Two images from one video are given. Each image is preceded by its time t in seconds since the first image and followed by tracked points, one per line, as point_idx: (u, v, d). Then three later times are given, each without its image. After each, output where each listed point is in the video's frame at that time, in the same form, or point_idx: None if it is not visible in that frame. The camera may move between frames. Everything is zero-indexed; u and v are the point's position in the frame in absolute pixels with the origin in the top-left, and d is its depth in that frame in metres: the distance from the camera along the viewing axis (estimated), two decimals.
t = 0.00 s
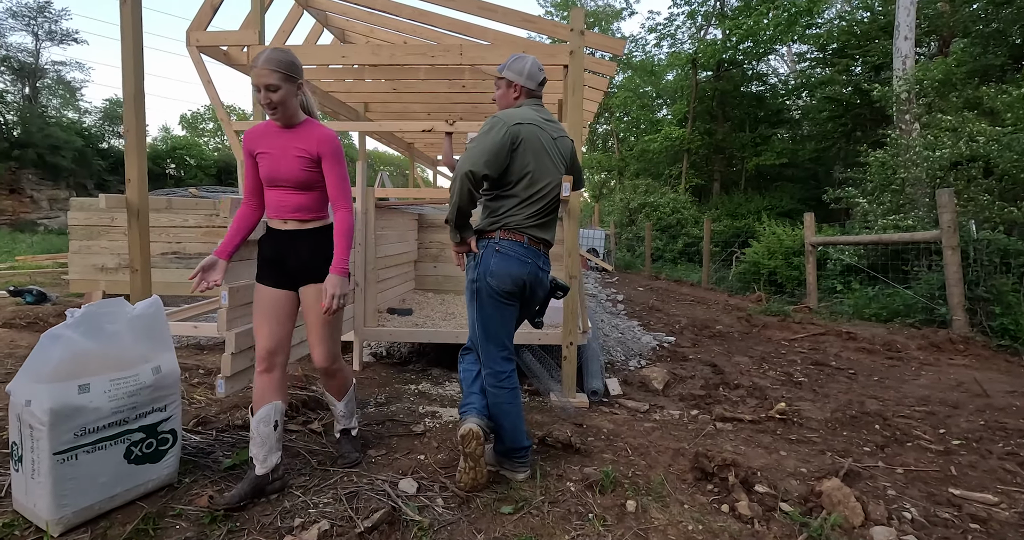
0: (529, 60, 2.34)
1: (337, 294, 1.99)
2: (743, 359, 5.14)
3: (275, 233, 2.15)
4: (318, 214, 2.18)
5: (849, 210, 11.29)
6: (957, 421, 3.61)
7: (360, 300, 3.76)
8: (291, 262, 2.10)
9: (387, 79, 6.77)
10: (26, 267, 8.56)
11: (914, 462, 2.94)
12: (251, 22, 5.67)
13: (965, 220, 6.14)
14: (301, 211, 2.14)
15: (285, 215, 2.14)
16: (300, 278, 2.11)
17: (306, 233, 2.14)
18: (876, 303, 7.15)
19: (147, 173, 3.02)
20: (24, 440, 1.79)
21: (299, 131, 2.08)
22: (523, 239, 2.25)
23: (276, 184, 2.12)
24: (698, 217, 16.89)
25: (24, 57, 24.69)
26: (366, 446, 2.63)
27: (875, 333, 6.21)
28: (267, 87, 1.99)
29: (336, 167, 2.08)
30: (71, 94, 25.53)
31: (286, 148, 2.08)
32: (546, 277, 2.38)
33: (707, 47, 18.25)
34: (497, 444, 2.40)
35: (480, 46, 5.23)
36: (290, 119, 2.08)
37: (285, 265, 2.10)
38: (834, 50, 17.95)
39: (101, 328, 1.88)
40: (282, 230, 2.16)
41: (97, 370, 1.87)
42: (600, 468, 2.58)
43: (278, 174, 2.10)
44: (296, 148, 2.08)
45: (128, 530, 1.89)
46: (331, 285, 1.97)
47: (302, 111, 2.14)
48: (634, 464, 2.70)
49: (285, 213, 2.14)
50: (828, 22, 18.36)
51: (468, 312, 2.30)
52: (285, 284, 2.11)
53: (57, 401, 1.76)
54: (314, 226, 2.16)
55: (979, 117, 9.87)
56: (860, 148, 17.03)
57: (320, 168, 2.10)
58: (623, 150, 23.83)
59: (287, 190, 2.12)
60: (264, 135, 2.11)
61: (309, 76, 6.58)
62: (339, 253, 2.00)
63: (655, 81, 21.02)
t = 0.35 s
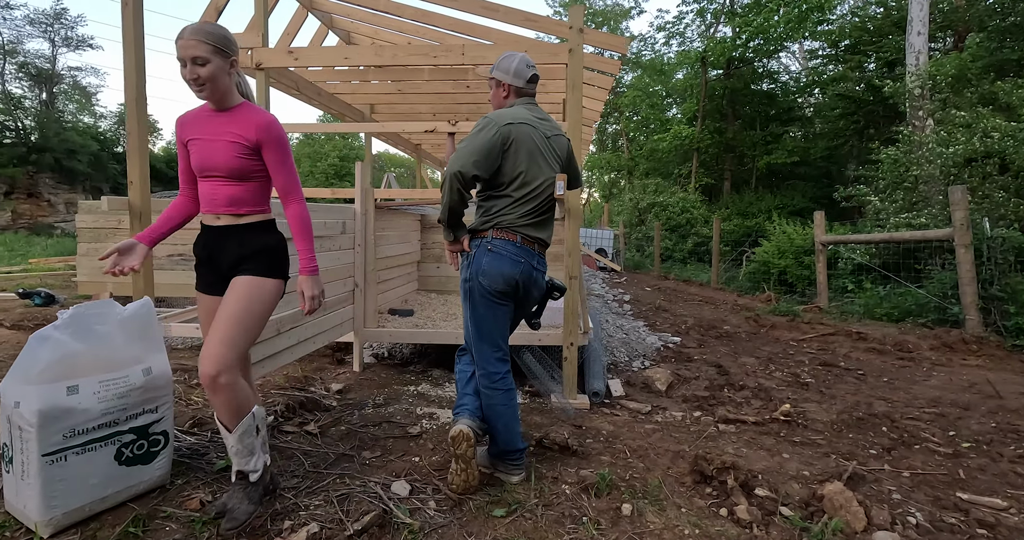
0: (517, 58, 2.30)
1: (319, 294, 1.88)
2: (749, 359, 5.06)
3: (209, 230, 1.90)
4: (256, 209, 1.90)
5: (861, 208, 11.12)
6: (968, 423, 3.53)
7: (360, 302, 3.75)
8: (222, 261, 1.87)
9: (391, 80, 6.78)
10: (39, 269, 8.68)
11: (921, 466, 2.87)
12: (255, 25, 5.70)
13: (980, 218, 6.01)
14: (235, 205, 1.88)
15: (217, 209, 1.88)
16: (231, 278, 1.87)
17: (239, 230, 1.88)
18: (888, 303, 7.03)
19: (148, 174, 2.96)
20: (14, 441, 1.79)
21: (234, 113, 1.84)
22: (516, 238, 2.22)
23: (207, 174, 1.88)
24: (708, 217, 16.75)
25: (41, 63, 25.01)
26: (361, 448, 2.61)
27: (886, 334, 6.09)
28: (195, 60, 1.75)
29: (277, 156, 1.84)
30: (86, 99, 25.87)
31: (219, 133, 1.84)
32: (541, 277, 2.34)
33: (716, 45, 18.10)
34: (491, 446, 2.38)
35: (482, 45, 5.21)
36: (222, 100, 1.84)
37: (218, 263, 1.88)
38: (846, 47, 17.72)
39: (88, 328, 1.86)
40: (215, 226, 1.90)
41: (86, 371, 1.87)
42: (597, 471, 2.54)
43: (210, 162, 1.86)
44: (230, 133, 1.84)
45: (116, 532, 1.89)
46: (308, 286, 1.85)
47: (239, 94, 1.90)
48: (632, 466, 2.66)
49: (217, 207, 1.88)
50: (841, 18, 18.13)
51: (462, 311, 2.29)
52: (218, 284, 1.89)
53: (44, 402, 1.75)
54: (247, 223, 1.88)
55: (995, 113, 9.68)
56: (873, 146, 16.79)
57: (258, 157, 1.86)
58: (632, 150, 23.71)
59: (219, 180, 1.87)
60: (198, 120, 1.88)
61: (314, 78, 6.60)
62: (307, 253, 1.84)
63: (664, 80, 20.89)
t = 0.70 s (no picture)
0: (497, 55, 2.28)
1: (239, 336, 1.48)
2: (757, 359, 4.97)
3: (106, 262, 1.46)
4: (164, 234, 1.44)
5: (879, 204, 10.88)
6: (981, 425, 3.41)
7: (358, 303, 3.75)
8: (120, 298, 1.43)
9: (397, 81, 6.80)
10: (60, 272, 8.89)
11: (927, 468, 2.78)
12: (261, 30, 5.77)
13: (999, 212, 5.83)
14: (136, 227, 1.42)
15: (114, 230, 1.43)
16: (129, 319, 1.43)
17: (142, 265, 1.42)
18: (904, 301, 6.87)
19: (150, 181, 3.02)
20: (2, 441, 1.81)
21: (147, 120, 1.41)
22: (502, 237, 2.19)
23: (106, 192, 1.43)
24: (723, 215, 16.54)
25: (67, 73, 25.69)
26: (352, 448, 2.61)
27: (901, 333, 5.94)
28: (101, 53, 1.34)
29: (193, 173, 1.40)
30: (109, 106, 26.48)
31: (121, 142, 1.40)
32: (528, 276, 2.31)
33: (730, 41, 17.87)
34: (479, 445, 2.36)
35: (484, 45, 5.19)
36: (134, 104, 1.41)
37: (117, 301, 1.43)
38: (865, 40, 17.36)
39: (73, 331, 1.90)
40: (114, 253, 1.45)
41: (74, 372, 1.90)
42: (589, 471, 2.51)
43: (109, 176, 1.42)
44: (137, 142, 1.39)
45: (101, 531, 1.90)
46: (224, 328, 1.44)
47: (159, 99, 1.48)
48: (625, 467, 2.63)
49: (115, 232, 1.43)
50: (859, 11, 17.78)
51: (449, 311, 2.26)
52: (117, 325, 1.46)
53: (30, 401, 1.78)
54: (148, 250, 1.43)
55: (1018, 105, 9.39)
56: (892, 141, 16.42)
57: (171, 172, 1.42)
58: (646, 148, 23.53)
59: (119, 197, 1.42)
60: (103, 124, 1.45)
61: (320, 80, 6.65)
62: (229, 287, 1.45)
63: (678, 78, 20.69)
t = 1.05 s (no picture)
0: (490, 51, 2.30)
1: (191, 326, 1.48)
2: (784, 362, 4.78)
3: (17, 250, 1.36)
4: (92, 219, 1.41)
5: (925, 200, 10.35)
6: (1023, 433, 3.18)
7: (372, 301, 3.79)
8: (45, 296, 1.34)
9: (421, 83, 6.86)
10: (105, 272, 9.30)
11: (958, 477, 2.61)
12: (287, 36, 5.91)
13: None
14: (63, 214, 1.37)
15: (33, 219, 1.35)
16: (58, 319, 1.36)
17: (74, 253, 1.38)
18: (949, 302, 6.51)
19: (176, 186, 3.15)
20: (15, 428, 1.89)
21: (64, 94, 1.35)
22: (496, 233, 2.17)
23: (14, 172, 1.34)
24: (760, 214, 16.03)
25: (121, 84, 26.95)
26: (356, 444, 2.63)
27: (944, 335, 5.62)
28: (10, 14, 1.26)
29: (127, 151, 1.39)
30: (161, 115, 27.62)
31: (33, 116, 1.32)
32: (525, 273, 2.29)
33: (768, 35, 17.35)
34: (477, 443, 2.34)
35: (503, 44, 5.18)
36: (46, 75, 1.34)
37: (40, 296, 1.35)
38: (913, 30, 16.60)
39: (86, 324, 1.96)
40: (32, 244, 1.36)
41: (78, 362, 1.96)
42: (592, 472, 2.46)
43: (19, 153, 1.32)
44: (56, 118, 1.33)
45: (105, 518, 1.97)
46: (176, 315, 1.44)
47: (68, 70, 1.42)
48: (631, 468, 2.56)
49: (28, 214, 1.35)
50: None
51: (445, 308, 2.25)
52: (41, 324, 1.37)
53: (42, 391, 1.85)
54: (81, 239, 1.39)
55: None
56: (943, 135, 15.61)
57: (102, 151, 1.39)
58: (681, 147, 23.07)
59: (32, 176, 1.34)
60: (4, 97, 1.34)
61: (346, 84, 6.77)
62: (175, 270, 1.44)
63: (714, 74, 20.21)
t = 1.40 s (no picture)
0: (484, 39, 2.21)
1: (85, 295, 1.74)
2: (816, 363, 4.53)
3: None
4: None
5: (975, 193, 9.74)
6: None
7: (381, 299, 3.74)
8: None
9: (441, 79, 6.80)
10: (141, 272, 9.58)
11: (1001, 492, 2.38)
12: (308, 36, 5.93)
13: None
14: None
15: None
16: None
17: None
18: (1000, 302, 6.07)
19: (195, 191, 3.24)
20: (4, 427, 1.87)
21: None
22: (491, 227, 2.06)
23: None
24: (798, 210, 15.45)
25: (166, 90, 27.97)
26: (354, 444, 2.57)
27: (994, 337, 5.23)
28: None
29: None
30: (204, 120, 28.49)
31: None
32: (523, 268, 2.17)
33: (806, 24, 16.71)
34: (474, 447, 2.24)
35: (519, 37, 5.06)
36: None
37: None
38: (964, 15, 15.72)
39: (71, 324, 1.96)
40: None
41: (68, 362, 1.95)
42: (596, 480, 2.33)
43: None
44: None
45: (94, 517, 1.95)
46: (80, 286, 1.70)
47: None
48: (639, 476, 2.42)
49: None
50: None
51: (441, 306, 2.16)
52: None
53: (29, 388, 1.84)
54: None
55: None
56: (996, 124, 14.71)
57: None
58: (715, 142, 22.49)
59: None
60: None
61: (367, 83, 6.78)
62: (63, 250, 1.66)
63: (749, 67, 19.60)
